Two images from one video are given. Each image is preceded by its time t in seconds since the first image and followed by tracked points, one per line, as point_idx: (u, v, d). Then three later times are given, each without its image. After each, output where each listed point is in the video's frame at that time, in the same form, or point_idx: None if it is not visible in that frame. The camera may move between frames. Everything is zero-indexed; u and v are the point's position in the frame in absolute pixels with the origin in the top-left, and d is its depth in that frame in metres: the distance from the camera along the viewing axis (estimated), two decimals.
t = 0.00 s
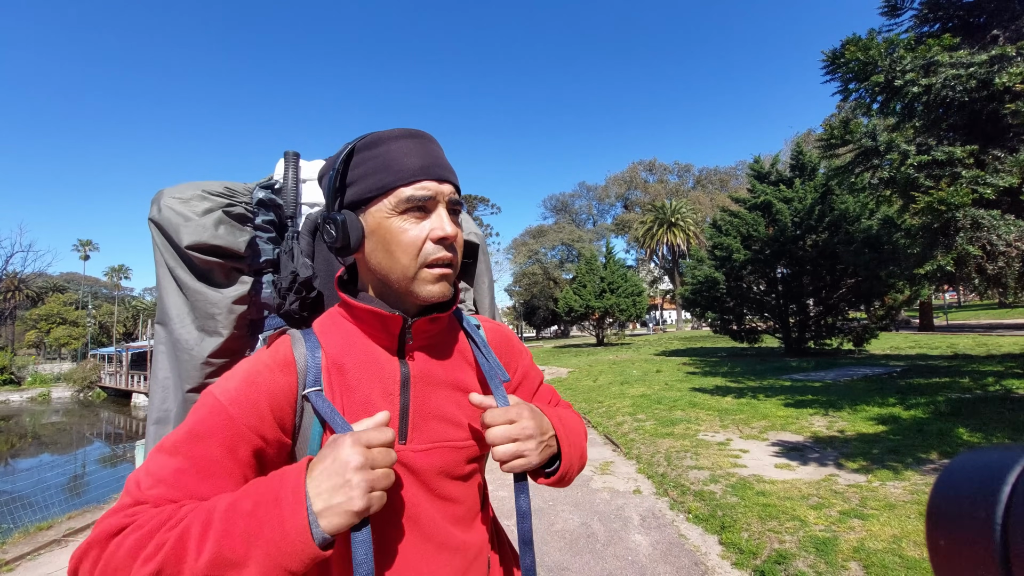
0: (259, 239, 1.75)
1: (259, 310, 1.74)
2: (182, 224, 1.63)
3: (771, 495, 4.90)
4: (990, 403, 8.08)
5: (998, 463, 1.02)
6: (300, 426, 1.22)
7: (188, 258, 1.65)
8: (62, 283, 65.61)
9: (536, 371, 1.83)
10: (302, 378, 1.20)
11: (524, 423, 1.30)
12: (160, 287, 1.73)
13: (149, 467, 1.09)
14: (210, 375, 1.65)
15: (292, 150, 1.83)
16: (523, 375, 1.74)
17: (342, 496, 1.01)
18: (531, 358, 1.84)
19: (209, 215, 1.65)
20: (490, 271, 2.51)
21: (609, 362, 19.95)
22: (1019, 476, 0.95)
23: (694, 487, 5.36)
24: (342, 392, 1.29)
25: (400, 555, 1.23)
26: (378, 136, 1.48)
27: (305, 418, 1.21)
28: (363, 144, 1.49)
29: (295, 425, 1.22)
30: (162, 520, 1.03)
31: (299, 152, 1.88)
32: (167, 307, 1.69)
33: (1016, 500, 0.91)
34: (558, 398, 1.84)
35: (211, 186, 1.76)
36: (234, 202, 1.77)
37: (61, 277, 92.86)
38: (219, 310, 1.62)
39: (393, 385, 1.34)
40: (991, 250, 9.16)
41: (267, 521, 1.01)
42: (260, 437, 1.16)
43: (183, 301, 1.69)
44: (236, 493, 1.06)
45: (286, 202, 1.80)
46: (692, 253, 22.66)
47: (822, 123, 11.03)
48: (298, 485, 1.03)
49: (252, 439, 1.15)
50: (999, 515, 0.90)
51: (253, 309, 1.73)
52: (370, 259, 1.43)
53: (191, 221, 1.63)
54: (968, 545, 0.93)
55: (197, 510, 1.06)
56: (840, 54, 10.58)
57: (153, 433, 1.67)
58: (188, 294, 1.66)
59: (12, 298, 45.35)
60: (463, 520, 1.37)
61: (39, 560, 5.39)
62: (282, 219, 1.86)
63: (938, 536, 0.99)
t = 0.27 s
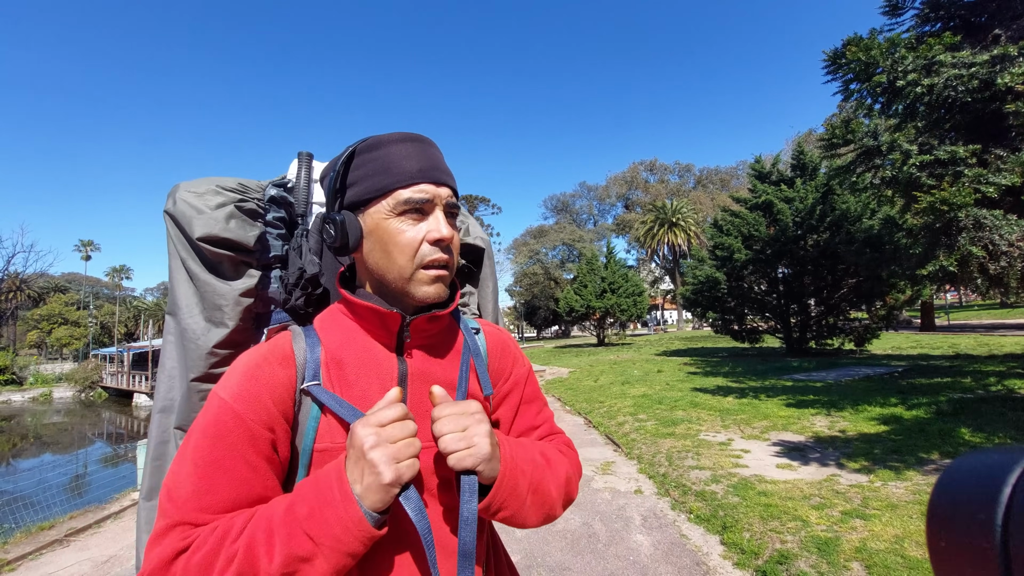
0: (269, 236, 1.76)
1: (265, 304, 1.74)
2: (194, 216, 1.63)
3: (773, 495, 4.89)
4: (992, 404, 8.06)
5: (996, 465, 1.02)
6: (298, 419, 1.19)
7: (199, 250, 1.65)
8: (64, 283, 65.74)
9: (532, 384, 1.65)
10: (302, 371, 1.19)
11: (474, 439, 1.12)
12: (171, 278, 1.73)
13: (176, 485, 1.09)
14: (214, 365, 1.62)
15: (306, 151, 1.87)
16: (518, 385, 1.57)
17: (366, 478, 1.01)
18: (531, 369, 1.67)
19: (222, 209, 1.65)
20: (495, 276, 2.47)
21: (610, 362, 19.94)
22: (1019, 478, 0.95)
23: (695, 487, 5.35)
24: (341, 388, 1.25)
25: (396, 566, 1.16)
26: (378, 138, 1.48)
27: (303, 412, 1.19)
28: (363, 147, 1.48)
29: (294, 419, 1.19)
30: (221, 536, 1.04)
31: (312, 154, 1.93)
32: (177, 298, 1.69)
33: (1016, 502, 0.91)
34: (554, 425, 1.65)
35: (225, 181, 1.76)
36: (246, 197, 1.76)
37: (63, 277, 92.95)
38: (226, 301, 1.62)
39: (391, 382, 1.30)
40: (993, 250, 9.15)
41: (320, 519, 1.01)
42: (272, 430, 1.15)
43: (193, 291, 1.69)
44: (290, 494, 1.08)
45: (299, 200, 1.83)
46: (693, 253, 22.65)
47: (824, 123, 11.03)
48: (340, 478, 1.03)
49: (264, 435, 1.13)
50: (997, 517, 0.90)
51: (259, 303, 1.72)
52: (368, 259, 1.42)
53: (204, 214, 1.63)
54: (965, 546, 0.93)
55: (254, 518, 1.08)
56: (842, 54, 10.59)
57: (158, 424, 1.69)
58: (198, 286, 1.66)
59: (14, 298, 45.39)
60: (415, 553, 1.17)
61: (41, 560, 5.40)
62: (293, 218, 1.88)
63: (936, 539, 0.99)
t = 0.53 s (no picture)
0: (269, 234, 1.75)
1: (265, 303, 1.72)
2: (194, 215, 1.62)
3: (774, 495, 4.88)
4: (992, 404, 8.06)
5: (997, 468, 1.01)
6: (293, 420, 1.17)
7: (199, 249, 1.64)
8: (65, 283, 65.79)
9: (531, 383, 1.64)
10: (298, 372, 1.18)
11: (461, 457, 1.09)
12: (174, 277, 1.73)
13: (175, 485, 1.09)
14: (213, 364, 1.61)
15: (307, 149, 1.85)
16: (518, 384, 1.56)
17: (354, 484, 0.99)
18: (530, 368, 1.67)
19: (222, 208, 1.64)
20: (498, 275, 2.44)
21: (610, 362, 19.94)
22: (1019, 481, 0.94)
23: (697, 487, 5.35)
24: (338, 388, 1.24)
25: (391, 569, 1.15)
26: (372, 138, 1.47)
27: (298, 412, 1.17)
28: (358, 146, 1.48)
29: (290, 420, 1.18)
30: (219, 536, 1.04)
31: (314, 152, 1.91)
32: (179, 297, 1.69)
33: (1017, 506, 0.90)
34: (551, 427, 1.64)
35: (225, 180, 1.75)
36: (247, 196, 1.75)
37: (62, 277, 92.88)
38: (226, 300, 1.61)
39: (390, 382, 1.28)
40: (995, 250, 9.15)
41: (314, 524, 1.01)
42: (268, 430, 1.14)
43: (193, 290, 1.69)
44: (287, 496, 1.07)
45: (301, 198, 1.82)
46: (693, 253, 22.64)
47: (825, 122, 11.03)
48: (333, 483, 1.02)
49: (262, 436, 1.12)
50: (998, 521, 0.89)
51: (259, 302, 1.70)
52: (364, 259, 1.42)
53: (204, 213, 1.62)
54: (966, 551, 0.92)
55: (253, 519, 1.07)
56: (843, 55, 10.59)
57: (161, 420, 1.70)
58: (198, 285, 1.65)
59: (14, 298, 45.34)
60: (408, 556, 1.16)
61: (41, 560, 5.39)
62: (293, 215, 1.87)
63: (937, 544, 0.98)
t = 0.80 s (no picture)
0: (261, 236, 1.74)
1: (259, 305, 1.70)
2: (185, 219, 1.63)
3: (775, 495, 4.88)
4: (994, 403, 8.05)
5: (997, 470, 1.01)
6: (292, 422, 1.17)
7: (192, 252, 1.64)
8: (65, 284, 65.84)
9: (526, 380, 1.65)
10: (295, 373, 1.17)
11: (460, 459, 1.08)
12: (168, 281, 1.73)
13: (177, 492, 1.08)
14: (211, 367, 1.62)
15: (299, 149, 1.85)
16: (516, 380, 1.57)
17: (357, 482, 0.99)
18: (526, 365, 1.67)
19: (213, 211, 1.65)
20: (494, 273, 2.43)
21: (611, 362, 19.95)
22: (1020, 482, 0.94)
23: (698, 487, 5.34)
24: (335, 389, 1.23)
25: (395, 567, 1.14)
26: (363, 136, 1.46)
27: (296, 414, 1.16)
28: (348, 145, 1.46)
29: (288, 422, 1.17)
30: (223, 541, 1.04)
31: (305, 153, 1.92)
32: (174, 301, 1.69)
33: (1017, 507, 0.91)
34: (543, 427, 1.64)
35: (216, 183, 1.76)
36: (238, 198, 1.76)
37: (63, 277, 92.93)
38: (220, 303, 1.60)
39: (389, 380, 1.28)
40: (996, 250, 9.14)
41: (317, 524, 1.00)
42: (268, 433, 1.13)
43: (188, 294, 1.69)
44: (289, 498, 1.07)
45: (293, 200, 1.83)
46: (693, 253, 22.63)
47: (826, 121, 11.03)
48: (334, 483, 1.02)
49: (261, 439, 1.12)
50: (999, 523, 0.89)
51: (255, 305, 1.70)
52: (354, 260, 1.41)
53: (195, 217, 1.62)
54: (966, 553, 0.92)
55: (256, 523, 1.07)
56: (843, 54, 10.59)
57: (160, 425, 1.70)
58: (192, 289, 1.65)
59: (15, 298, 45.38)
60: (412, 553, 1.15)
61: (42, 560, 5.39)
62: (287, 217, 1.87)
63: (938, 549, 0.98)
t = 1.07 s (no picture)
0: (259, 238, 1.75)
1: (258, 307, 1.70)
2: (184, 221, 1.64)
3: (776, 495, 4.88)
4: (996, 403, 8.03)
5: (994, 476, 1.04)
6: (294, 421, 1.17)
7: (191, 255, 1.65)
8: (66, 284, 65.88)
9: (526, 376, 1.65)
10: (296, 372, 1.17)
11: (458, 450, 1.08)
12: (166, 285, 1.73)
13: (179, 492, 1.08)
14: (211, 369, 1.61)
15: (295, 152, 1.88)
16: (516, 376, 1.57)
17: (362, 475, 0.99)
18: (525, 360, 1.67)
19: (211, 214, 1.66)
20: (490, 271, 2.43)
21: (611, 363, 19.94)
22: (1020, 488, 0.96)
23: (699, 487, 5.34)
24: (337, 385, 1.23)
25: (400, 560, 1.14)
26: (349, 143, 1.42)
27: (298, 412, 1.16)
28: (335, 153, 1.42)
29: (291, 420, 1.18)
30: (228, 540, 1.04)
31: (301, 156, 1.94)
32: (173, 304, 1.69)
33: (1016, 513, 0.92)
34: (543, 422, 1.64)
35: (213, 187, 1.77)
36: (236, 201, 1.78)
37: (64, 278, 93.04)
38: (219, 305, 1.60)
39: (391, 376, 1.28)
40: (998, 249, 9.14)
41: (323, 519, 1.00)
42: (270, 432, 1.13)
43: (186, 297, 1.69)
44: (293, 496, 1.07)
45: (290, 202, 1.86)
46: (694, 253, 22.61)
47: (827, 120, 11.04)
48: (339, 477, 1.01)
49: (264, 437, 1.12)
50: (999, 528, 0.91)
51: (253, 306, 1.70)
52: (346, 267, 1.42)
53: (194, 219, 1.63)
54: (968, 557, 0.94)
55: (260, 522, 1.07)
56: (844, 54, 10.59)
57: (159, 429, 1.69)
58: (191, 291, 1.65)
59: (16, 298, 45.40)
60: (416, 546, 1.15)
61: (43, 560, 5.39)
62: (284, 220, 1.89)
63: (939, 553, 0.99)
